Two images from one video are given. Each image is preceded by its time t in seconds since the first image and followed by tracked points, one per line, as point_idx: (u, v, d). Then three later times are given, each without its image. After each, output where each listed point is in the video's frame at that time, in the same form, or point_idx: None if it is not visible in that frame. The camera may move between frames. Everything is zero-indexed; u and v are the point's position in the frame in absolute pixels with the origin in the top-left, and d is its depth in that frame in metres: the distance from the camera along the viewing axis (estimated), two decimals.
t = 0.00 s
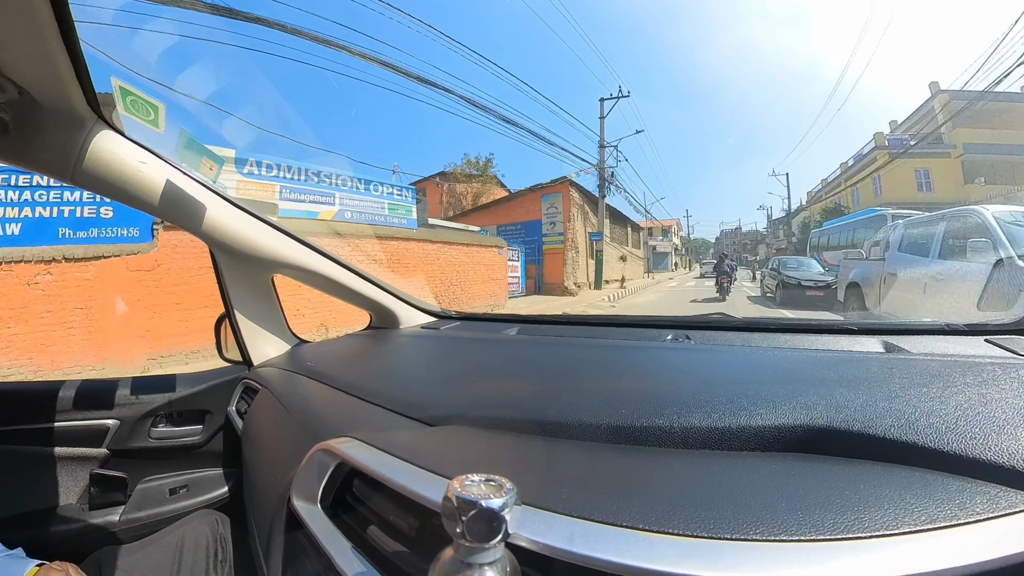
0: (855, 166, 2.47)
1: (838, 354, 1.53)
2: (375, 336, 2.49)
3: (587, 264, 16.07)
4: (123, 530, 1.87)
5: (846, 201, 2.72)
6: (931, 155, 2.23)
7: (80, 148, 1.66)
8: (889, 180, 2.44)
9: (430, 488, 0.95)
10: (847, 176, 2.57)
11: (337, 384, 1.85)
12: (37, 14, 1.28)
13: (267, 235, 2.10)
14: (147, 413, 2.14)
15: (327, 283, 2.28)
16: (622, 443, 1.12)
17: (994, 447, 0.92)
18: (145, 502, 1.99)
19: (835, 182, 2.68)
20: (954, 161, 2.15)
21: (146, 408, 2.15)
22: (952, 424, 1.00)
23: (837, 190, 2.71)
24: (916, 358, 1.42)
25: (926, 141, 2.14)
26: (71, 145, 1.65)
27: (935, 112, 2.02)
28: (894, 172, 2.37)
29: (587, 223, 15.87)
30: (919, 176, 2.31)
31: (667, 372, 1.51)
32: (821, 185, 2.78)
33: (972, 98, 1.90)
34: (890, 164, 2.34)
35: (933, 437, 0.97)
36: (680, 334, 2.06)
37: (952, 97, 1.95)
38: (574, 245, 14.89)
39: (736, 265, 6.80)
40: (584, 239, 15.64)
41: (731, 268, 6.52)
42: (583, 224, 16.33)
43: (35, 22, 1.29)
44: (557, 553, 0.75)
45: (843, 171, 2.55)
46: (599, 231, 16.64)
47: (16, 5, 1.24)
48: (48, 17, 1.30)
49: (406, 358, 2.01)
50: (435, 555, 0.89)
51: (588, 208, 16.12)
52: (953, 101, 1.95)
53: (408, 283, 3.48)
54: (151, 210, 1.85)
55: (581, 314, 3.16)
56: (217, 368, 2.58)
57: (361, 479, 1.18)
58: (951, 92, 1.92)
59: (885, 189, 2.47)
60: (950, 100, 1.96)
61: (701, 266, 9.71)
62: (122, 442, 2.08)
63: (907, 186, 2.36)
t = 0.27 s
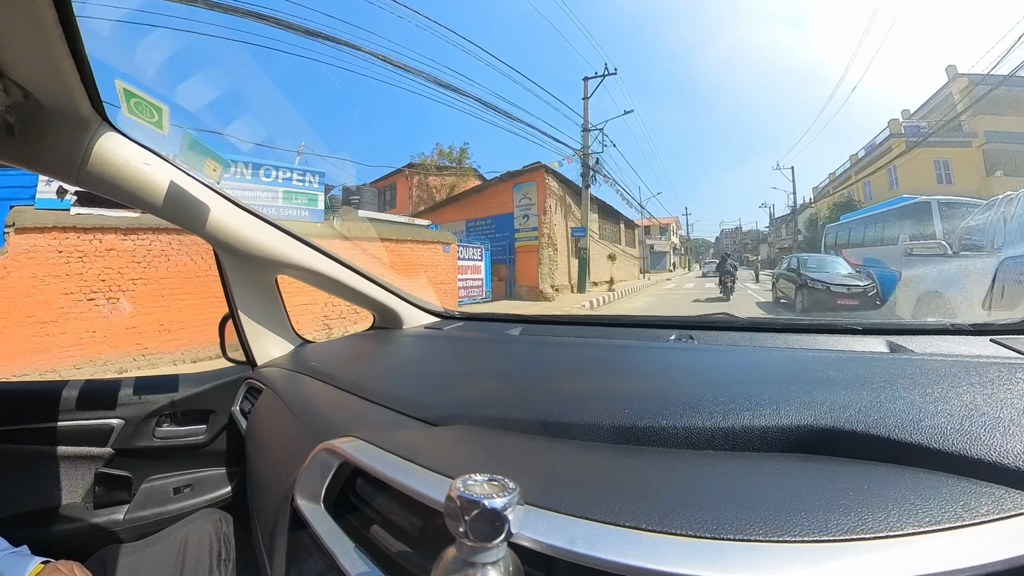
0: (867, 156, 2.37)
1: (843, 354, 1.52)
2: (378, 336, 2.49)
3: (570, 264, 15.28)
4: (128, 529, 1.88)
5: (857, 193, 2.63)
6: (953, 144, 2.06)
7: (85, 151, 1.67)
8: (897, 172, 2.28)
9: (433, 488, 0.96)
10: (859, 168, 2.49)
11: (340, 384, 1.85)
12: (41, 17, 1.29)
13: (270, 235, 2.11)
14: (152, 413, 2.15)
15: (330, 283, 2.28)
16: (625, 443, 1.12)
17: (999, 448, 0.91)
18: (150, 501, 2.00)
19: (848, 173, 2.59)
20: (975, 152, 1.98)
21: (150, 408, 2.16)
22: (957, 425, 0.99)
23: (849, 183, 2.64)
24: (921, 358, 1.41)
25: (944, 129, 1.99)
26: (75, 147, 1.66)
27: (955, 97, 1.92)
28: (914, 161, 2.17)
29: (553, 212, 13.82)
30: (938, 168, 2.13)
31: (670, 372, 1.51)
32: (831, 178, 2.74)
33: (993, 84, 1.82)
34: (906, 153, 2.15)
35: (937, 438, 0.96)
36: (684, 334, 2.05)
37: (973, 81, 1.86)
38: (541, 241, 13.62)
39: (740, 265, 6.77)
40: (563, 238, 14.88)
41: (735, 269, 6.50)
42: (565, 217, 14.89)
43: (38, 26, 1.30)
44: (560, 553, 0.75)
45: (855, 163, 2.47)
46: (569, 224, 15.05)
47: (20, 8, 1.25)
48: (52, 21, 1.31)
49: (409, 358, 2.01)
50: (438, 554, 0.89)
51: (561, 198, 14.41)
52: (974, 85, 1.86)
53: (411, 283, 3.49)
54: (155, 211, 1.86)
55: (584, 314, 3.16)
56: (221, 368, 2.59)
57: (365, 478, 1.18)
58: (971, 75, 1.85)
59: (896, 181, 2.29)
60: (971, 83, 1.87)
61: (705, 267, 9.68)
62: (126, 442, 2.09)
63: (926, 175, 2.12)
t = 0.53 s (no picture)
0: (881, 145, 2.39)
1: (848, 355, 1.51)
2: (381, 336, 2.50)
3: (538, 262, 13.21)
4: (133, 526, 1.89)
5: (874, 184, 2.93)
6: (974, 131, 2.11)
7: (90, 152, 1.68)
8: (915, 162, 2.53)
9: (436, 488, 0.96)
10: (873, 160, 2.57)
11: (343, 384, 1.85)
12: (46, 20, 1.30)
13: (274, 235, 2.12)
14: (156, 411, 2.16)
15: (334, 283, 2.29)
16: (628, 444, 1.12)
17: (1005, 450, 0.90)
18: (154, 499, 2.01)
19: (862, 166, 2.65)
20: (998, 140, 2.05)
21: (155, 406, 2.17)
22: (962, 427, 0.98)
23: (861, 177, 2.84)
24: (926, 359, 1.41)
25: (964, 115, 1.99)
26: (81, 147, 1.67)
27: (976, 80, 1.87)
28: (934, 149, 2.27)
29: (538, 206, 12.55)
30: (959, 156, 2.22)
31: (674, 373, 1.51)
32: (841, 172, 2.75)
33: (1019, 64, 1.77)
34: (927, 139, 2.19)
35: (942, 440, 0.95)
36: (687, 334, 2.05)
37: (995, 62, 1.80)
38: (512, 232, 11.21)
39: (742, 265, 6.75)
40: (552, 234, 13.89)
41: (736, 268, 6.47)
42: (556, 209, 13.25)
43: (43, 28, 1.31)
44: (564, 554, 0.75)
45: (868, 152, 2.52)
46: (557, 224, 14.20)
47: (25, 9, 1.25)
48: (56, 24, 1.32)
49: (412, 358, 2.02)
50: (441, 554, 0.89)
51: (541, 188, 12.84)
52: (995, 68, 1.81)
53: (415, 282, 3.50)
54: (160, 211, 1.87)
55: (587, 314, 3.16)
56: (225, 367, 2.60)
57: (368, 478, 1.19)
58: (993, 55, 1.78)
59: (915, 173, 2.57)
60: (992, 65, 1.81)
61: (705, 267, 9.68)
62: (130, 440, 2.10)
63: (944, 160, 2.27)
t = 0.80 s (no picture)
0: (893, 135, 2.22)
1: (850, 353, 1.51)
2: (384, 334, 2.50)
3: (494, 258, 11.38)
4: (138, 524, 1.91)
5: (887, 176, 2.47)
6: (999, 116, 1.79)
7: (92, 152, 1.68)
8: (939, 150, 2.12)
9: (438, 485, 0.96)
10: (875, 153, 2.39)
11: (346, 381, 1.86)
12: (47, 20, 1.30)
13: (276, 234, 2.12)
14: (160, 410, 2.17)
15: (336, 281, 2.29)
16: (630, 442, 1.12)
17: (1009, 449, 0.90)
18: (159, 497, 2.03)
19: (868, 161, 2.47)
20: None
21: (159, 405, 2.18)
22: (967, 426, 0.98)
23: (874, 166, 2.47)
24: (930, 358, 1.40)
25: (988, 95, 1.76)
26: (83, 148, 1.68)
27: (999, 61, 1.73)
28: (954, 139, 2.00)
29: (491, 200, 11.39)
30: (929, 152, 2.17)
31: (676, 371, 1.50)
32: (848, 164, 2.53)
33: None
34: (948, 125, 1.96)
35: (945, 439, 0.95)
36: (690, 332, 2.05)
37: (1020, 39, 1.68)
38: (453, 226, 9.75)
39: (744, 263, 6.70)
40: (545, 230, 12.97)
41: (737, 267, 6.43)
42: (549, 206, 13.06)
43: (44, 29, 1.31)
44: (564, 551, 0.75)
45: (878, 143, 2.32)
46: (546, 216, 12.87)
47: (26, 11, 1.26)
48: (57, 24, 1.32)
49: (415, 356, 2.02)
50: (442, 551, 0.89)
51: (498, 175, 11.69)
52: (1021, 45, 1.68)
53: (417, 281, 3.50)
54: (163, 211, 1.88)
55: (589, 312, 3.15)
56: (229, 365, 2.62)
57: (371, 475, 1.19)
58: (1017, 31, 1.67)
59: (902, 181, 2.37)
60: (1016, 44, 1.69)
61: (705, 266, 9.64)
62: (135, 439, 2.11)
63: (968, 150, 1.95)
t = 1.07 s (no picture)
0: (914, 119, 2.13)
1: (850, 355, 1.51)
2: (384, 332, 2.51)
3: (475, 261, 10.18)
4: (138, 521, 1.92)
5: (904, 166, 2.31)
6: None
7: (94, 149, 1.68)
8: (966, 133, 2.12)
9: (438, 483, 0.96)
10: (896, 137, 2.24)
11: (347, 379, 1.86)
12: (50, 17, 1.30)
13: (278, 232, 2.13)
14: (161, 407, 2.18)
15: (337, 279, 2.29)
16: (629, 441, 1.13)
17: (1008, 451, 0.90)
18: (159, 493, 2.03)
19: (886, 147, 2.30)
20: None
21: (160, 402, 2.18)
22: (965, 427, 0.98)
23: (890, 155, 2.34)
24: (928, 359, 1.40)
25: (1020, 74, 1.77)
26: (85, 146, 1.68)
27: None
28: (984, 120, 2.00)
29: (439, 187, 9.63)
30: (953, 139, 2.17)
31: (676, 370, 1.50)
32: (859, 156, 2.37)
33: None
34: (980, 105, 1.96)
35: (944, 441, 0.95)
36: (690, 332, 2.05)
37: None
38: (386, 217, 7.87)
39: (745, 263, 6.68)
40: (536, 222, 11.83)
41: (737, 267, 6.42)
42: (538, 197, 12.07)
43: (47, 27, 1.31)
44: (563, 550, 0.75)
45: (893, 132, 2.22)
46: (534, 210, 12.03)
47: (28, 9, 1.26)
48: (60, 22, 1.32)
49: (415, 354, 2.02)
50: (442, 549, 0.89)
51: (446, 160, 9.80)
52: None
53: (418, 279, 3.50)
54: (164, 208, 1.88)
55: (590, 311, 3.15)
56: (230, 363, 2.62)
57: (370, 473, 1.19)
58: None
59: (922, 169, 2.19)
60: None
61: (705, 266, 9.61)
62: (136, 435, 2.12)
63: (997, 132, 1.94)
